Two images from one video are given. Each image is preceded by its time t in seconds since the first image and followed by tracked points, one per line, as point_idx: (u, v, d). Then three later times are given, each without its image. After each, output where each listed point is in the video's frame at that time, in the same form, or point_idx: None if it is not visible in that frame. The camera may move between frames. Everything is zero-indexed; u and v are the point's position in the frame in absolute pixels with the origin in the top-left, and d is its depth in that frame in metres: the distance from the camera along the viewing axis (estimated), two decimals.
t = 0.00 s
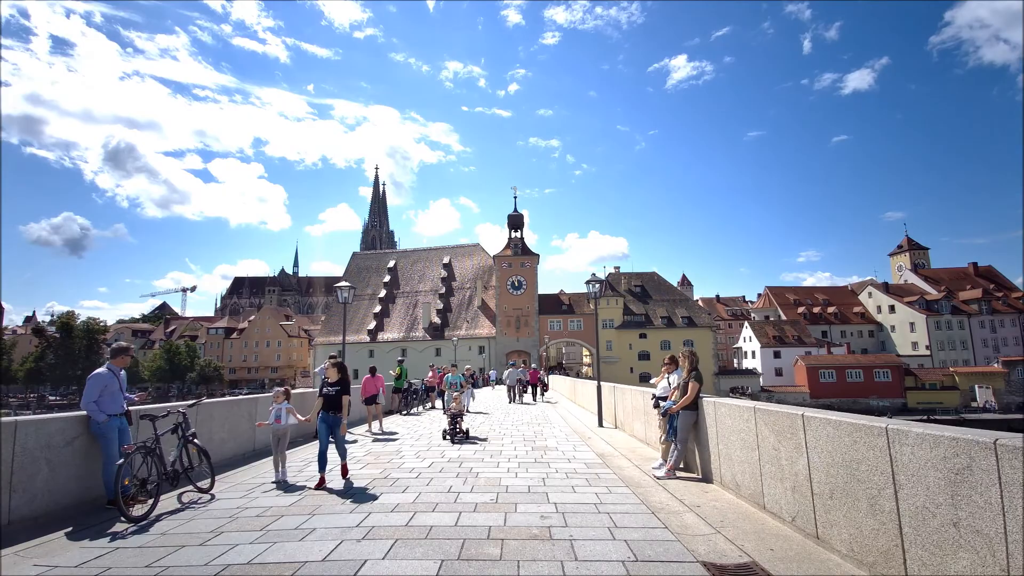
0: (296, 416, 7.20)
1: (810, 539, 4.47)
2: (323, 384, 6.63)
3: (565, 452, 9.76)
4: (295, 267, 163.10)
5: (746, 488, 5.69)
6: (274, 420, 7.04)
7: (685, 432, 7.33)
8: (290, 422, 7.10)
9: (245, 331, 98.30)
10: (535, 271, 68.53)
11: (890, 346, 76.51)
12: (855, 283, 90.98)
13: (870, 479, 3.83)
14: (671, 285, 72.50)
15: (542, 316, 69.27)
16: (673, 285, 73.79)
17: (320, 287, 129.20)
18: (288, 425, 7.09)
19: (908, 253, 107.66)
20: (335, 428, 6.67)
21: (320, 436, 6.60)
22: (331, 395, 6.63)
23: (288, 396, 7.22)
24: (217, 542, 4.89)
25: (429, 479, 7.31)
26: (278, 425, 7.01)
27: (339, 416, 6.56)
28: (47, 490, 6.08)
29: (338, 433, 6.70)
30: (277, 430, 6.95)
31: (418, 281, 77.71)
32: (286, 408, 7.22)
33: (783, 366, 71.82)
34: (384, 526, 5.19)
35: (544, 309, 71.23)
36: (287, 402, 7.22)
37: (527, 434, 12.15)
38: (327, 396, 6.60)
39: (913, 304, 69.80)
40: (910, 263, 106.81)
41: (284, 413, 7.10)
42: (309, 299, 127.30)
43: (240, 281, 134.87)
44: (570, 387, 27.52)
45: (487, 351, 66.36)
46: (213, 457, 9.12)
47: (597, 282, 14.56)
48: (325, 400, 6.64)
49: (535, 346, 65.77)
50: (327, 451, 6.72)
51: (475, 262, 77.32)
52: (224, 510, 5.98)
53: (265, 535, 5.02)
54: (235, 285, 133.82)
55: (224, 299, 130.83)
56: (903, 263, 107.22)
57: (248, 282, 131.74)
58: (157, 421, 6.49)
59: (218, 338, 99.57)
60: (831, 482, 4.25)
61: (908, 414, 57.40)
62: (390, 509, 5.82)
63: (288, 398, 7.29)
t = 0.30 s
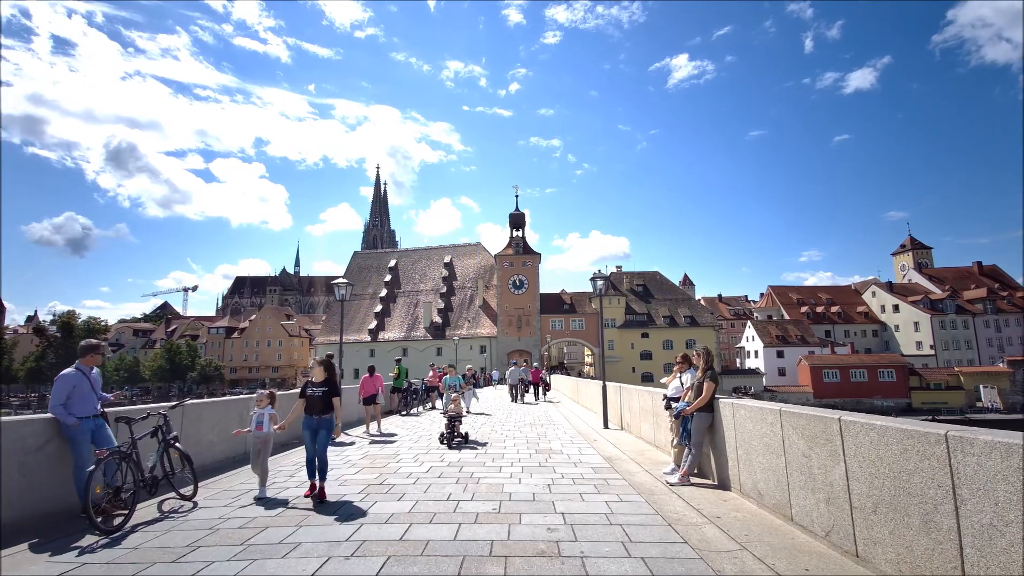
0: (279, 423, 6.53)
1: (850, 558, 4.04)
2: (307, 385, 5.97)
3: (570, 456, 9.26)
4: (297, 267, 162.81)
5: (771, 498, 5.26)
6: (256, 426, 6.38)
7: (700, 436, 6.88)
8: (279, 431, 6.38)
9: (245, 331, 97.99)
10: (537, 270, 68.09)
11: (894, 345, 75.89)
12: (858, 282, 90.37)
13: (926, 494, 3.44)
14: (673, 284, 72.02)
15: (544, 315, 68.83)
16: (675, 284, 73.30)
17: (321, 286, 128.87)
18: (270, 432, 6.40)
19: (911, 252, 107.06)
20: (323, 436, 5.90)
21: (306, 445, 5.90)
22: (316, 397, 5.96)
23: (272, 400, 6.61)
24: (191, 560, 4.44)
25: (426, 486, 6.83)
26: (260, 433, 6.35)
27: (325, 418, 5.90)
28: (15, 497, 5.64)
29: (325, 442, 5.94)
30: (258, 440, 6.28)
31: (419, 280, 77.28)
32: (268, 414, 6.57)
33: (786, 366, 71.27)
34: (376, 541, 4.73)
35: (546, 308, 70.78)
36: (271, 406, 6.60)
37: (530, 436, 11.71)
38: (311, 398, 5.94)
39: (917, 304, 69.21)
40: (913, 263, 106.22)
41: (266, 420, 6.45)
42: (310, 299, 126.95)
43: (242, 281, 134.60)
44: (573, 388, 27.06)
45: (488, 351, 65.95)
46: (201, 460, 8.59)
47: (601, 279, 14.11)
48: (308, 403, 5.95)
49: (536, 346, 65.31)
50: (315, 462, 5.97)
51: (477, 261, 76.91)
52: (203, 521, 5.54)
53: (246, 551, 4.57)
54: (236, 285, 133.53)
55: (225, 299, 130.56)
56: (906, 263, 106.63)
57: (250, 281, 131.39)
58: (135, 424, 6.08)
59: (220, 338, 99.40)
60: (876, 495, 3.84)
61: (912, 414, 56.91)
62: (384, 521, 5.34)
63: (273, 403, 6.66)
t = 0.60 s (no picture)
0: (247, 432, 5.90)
1: None
2: (286, 386, 5.51)
3: (571, 460, 8.79)
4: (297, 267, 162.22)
5: (793, 509, 4.83)
6: (216, 435, 5.67)
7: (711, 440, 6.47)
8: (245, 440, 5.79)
9: (245, 330, 97.51)
10: (537, 269, 67.63)
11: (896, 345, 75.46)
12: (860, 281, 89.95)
13: (984, 510, 3.02)
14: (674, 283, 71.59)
15: (544, 315, 68.38)
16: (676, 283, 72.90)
17: (321, 286, 128.37)
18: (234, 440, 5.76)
19: (912, 251, 106.70)
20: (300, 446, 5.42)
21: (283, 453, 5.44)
22: (295, 398, 5.47)
23: (235, 406, 5.89)
24: None
25: (419, 493, 6.37)
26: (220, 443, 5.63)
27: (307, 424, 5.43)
28: None
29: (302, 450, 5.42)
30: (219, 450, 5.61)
31: (419, 279, 76.78)
32: (231, 421, 5.87)
33: (788, 366, 70.76)
34: (361, 558, 4.28)
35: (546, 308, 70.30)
36: (234, 413, 5.91)
37: (530, 438, 11.28)
38: (289, 399, 5.47)
39: (919, 303, 68.78)
40: (914, 262, 105.85)
41: (228, 428, 5.75)
42: (310, 298, 126.38)
43: (241, 281, 134.02)
44: (573, 387, 26.64)
45: (488, 350, 65.53)
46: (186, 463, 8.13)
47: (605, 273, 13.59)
48: (286, 406, 5.48)
49: (536, 345, 64.91)
50: (292, 473, 5.49)
51: (476, 260, 76.44)
52: (173, 536, 5.07)
53: (216, 570, 4.12)
54: (236, 285, 132.94)
55: (225, 298, 129.99)
56: (907, 262, 106.25)
57: (250, 281, 130.71)
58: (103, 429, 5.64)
59: (219, 337, 98.98)
60: (925, 510, 3.44)
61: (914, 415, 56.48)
62: (372, 534, 4.88)
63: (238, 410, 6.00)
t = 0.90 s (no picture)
0: (196, 438, 5.27)
1: None
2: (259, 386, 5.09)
3: (575, 463, 8.36)
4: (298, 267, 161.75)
5: (821, 521, 4.41)
6: (160, 443, 5.05)
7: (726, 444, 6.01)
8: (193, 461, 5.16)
9: (245, 329, 97.20)
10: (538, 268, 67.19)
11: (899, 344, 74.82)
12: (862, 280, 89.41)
13: None
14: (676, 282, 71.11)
15: (545, 314, 67.95)
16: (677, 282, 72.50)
17: (321, 285, 128.01)
18: (185, 451, 5.14)
19: (914, 250, 106.17)
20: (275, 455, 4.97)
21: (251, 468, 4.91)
22: (267, 401, 5.02)
23: (181, 407, 5.20)
24: None
25: (412, 501, 5.93)
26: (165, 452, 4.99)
27: (283, 433, 4.98)
28: None
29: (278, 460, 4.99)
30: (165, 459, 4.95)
31: (419, 278, 76.33)
32: (178, 423, 5.23)
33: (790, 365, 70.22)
34: None
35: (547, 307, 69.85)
36: (182, 417, 5.24)
37: (530, 439, 10.84)
38: (261, 402, 5.03)
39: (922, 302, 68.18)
40: (916, 261, 105.32)
41: (175, 436, 5.12)
42: (310, 297, 126.10)
43: (242, 280, 133.65)
44: (574, 387, 26.21)
45: (489, 349, 65.14)
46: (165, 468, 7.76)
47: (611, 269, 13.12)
48: (259, 408, 5.02)
49: (537, 344, 64.51)
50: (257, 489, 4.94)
51: (477, 259, 75.99)
52: (141, 553, 4.65)
53: None
54: (236, 284, 132.56)
55: (226, 298, 129.62)
56: (909, 261, 105.74)
57: (250, 281, 130.28)
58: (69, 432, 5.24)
59: (219, 336, 98.64)
60: (982, 528, 3.02)
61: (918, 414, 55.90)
62: (358, 550, 4.43)
63: (185, 412, 5.30)
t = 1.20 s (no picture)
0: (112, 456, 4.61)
1: None
2: (209, 395, 4.43)
3: (579, 469, 7.90)
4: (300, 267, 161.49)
5: (858, 539, 4.01)
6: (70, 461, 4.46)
7: (743, 452, 5.53)
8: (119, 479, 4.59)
9: (247, 329, 96.94)
10: (540, 267, 66.76)
11: (903, 344, 74.28)
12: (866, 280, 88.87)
13: None
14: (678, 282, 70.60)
15: (547, 313, 67.56)
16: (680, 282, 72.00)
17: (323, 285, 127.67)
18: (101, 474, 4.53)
19: (917, 250, 105.61)
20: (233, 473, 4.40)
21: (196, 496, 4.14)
22: (219, 411, 4.37)
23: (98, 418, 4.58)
24: None
25: (405, 512, 5.49)
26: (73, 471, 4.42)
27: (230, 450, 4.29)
28: None
29: (232, 478, 4.37)
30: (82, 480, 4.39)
31: (420, 277, 75.91)
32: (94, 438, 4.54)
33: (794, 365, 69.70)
34: None
35: (549, 306, 69.44)
36: (102, 431, 4.60)
37: (533, 442, 10.41)
38: (212, 414, 4.36)
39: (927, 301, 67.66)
40: (919, 261, 104.77)
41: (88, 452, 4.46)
42: (312, 297, 125.90)
43: (244, 280, 133.45)
44: (576, 387, 25.79)
45: (490, 349, 64.70)
46: (144, 475, 7.33)
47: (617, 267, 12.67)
48: (209, 420, 4.37)
49: (539, 344, 64.11)
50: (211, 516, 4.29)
51: (479, 259, 75.55)
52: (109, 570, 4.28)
53: None
54: (238, 284, 132.36)
55: (228, 298, 129.43)
56: (913, 261, 105.19)
57: (252, 281, 130.07)
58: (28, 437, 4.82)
59: (220, 336, 98.37)
60: None
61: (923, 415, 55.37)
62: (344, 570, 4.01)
63: (106, 424, 4.67)
